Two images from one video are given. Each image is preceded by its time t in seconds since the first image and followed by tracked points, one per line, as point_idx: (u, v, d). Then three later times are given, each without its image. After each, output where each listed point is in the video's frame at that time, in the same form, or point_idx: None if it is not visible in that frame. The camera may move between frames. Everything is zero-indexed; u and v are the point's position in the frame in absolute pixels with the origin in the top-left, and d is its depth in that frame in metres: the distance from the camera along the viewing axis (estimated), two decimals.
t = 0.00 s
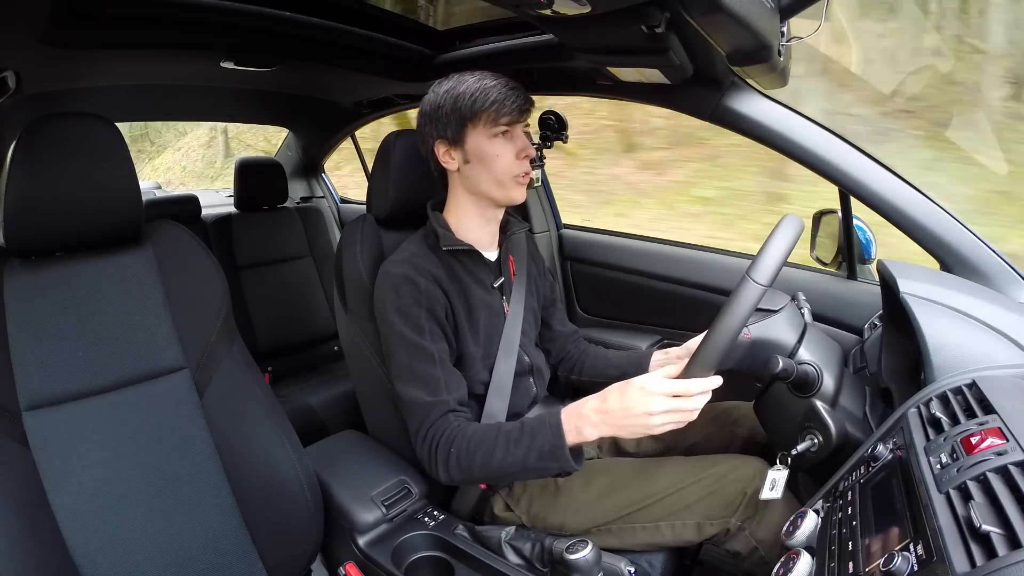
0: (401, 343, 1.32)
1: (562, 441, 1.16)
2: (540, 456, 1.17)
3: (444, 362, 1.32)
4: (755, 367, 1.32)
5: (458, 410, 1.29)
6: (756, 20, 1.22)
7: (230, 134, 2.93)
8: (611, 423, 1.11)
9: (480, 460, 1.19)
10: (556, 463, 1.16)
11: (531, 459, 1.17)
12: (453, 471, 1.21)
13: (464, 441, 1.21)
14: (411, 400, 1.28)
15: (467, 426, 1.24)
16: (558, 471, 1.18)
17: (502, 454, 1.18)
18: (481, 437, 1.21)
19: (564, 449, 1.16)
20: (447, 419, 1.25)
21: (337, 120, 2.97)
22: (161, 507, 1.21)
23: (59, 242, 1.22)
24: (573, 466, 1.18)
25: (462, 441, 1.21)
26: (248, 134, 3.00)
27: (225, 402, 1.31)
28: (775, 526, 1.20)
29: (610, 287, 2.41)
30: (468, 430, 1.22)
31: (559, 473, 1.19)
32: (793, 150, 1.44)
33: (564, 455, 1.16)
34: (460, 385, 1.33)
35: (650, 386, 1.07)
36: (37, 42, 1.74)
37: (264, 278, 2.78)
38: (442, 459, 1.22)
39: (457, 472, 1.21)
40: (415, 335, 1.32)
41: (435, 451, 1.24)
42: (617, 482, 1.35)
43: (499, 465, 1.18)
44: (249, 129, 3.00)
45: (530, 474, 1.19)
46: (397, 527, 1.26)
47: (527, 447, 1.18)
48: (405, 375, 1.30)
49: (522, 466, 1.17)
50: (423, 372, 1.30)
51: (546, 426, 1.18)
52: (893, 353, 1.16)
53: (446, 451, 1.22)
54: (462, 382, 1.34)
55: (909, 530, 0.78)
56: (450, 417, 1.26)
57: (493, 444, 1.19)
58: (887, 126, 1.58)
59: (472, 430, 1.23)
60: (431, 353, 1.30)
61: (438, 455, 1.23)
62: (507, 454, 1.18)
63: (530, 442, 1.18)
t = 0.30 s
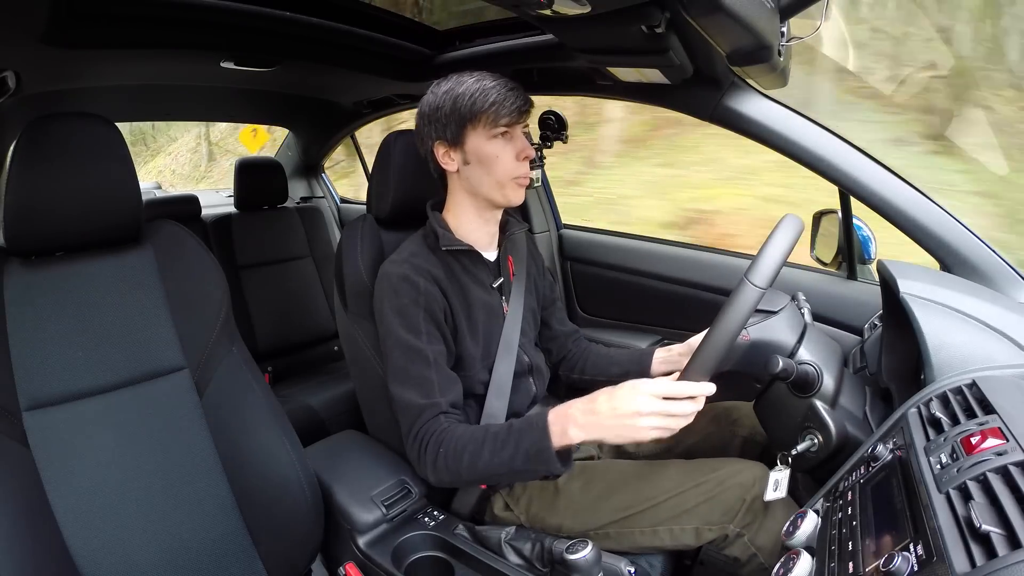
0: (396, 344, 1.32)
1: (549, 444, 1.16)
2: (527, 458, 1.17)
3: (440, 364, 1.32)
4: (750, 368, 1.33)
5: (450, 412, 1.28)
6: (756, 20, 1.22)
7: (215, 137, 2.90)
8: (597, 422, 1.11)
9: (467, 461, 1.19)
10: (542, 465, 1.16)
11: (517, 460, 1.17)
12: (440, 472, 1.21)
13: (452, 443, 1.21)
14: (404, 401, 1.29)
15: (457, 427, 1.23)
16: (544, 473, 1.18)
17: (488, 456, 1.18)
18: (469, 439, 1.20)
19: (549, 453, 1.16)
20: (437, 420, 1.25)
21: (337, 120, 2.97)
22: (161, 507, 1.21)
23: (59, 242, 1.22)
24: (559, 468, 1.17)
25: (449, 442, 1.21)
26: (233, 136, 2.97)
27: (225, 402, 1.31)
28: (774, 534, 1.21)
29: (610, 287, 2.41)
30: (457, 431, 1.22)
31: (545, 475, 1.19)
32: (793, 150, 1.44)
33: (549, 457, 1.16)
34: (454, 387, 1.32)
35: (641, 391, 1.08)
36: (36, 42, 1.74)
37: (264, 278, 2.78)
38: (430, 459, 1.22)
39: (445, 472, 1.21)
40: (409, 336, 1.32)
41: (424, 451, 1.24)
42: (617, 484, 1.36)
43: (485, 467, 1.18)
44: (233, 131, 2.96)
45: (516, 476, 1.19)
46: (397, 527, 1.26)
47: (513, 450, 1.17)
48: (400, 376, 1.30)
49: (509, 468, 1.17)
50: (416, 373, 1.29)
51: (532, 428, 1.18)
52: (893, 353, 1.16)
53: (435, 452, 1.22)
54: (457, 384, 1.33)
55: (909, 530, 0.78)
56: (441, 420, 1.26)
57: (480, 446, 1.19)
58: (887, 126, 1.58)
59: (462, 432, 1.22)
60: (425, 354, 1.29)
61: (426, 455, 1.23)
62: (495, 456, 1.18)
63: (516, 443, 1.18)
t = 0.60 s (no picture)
0: (380, 340, 1.33)
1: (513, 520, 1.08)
2: (469, 503, 1.11)
3: (421, 366, 1.31)
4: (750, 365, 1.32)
5: (422, 419, 1.27)
6: (756, 20, 1.22)
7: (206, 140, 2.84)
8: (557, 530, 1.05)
9: (418, 480, 1.16)
10: (487, 527, 1.09)
11: (460, 508, 1.12)
12: (395, 480, 1.20)
13: (413, 455, 1.19)
14: (379, 395, 1.29)
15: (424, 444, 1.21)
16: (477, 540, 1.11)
17: (439, 490, 1.14)
18: (427, 458, 1.18)
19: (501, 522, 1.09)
20: (404, 423, 1.25)
21: (337, 120, 2.97)
22: (161, 508, 1.21)
23: (59, 242, 1.22)
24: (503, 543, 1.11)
25: (407, 455, 1.20)
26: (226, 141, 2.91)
27: (224, 402, 1.31)
28: (775, 530, 1.19)
29: (610, 286, 2.41)
30: (419, 447, 1.20)
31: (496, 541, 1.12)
32: (793, 150, 1.44)
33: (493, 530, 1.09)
34: (433, 391, 1.31)
35: (582, 533, 0.99)
36: (36, 42, 1.74)
37: (264, 278, 2.78)
38: (390, 463, 1.22)
39: (399, 484, 1.20)
40: (396, 335, 1.32)
41: (387, 451, 1.24)
42: (617, 483, 1.36)
43: (433, 496, 1.14)
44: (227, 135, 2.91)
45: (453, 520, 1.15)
46: (396, 527, 1.25)
47: (464, 489, 1.13)
48: (378, 370, 1.31)
49: (451, 510, 1.12)
50: (395, 371, 1.30)
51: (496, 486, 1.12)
52: (893, 353, 1.16)
53: (396, 460, 1.21)
54: (437, 389, 1.32)
55: (909, 530, 0.78)
56: (412, 437, 1.23)
57: (435, 468, 1.16)
58: (887, 126, 1.58)
59: (428, 457, 1.18)
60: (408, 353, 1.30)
61: (388, 460, 1.23)
62: (446, 493, 1.13)
63: (469, 499, 1.11)
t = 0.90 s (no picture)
0: (377, 342, 1.33)
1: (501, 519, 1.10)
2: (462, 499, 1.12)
3: (417, 368, 1.31)
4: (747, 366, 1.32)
5: (417, 420, 1.27)
6: (755, 20, 1.22)
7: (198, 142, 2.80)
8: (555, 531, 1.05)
9: (410, 477, 1.17)
10: (479, 525, 1.11)
11: (454, 508, 1.12)
12: (389, 480, 1.21)
13: (407, 454, 1.20)
14: (375, 397, 1.29)
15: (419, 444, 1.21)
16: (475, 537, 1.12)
17: (433, 491, 1.14)
18: (419, 455, 1.19)
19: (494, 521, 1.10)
20: (400, 426, 1.25)
21: (337, 120, 2.97)
22: (160, 508, 1.21)
23: (59, 242, 1.22)
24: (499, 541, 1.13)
25: (401, 458, 1.20)
26: (217, 143, 2.87)
27: (223, 402, 1.30)
28: (775, 529, 1.19)
29: (609, 286, 2.41)
30: (412, 446, 1.21)
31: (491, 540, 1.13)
32: (793, 150, 1.44)
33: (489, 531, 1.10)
34: (428, 393, 1.31)
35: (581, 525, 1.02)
36: (36, 42, 1.74)
37: (264, 278, 2.78)
38: (386, 466, 1.22)
39: (393, 483, 1.21)
40: (395, 338, 1.32)
41: (382, 455, 1.24)
42: (617, 482, 1.36)
43: (424, 494, 1.15)
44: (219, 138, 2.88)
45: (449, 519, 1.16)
46: (396, 527, 1.26)
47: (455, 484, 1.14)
48: (375, 373, 1.31)
49: (443, 506, 1.13)
50: (391, 372, 1.30)
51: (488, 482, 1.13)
52: (894, 353, 1.16)
53: (389, 459, 1.22)
54: (433, 391, 1.32)
55: (909, 530, 0.78)
56: (408, 437, 1.23)
57: (427, 468, 1.16)
58: (887, 125, 1.58)
59: (422, 457, 1.19)
60: (403, 355, 1.30)
61: (383, 461, 1.23)
62: (439, 490, 1.14)
63: (465, 497, 1.12)
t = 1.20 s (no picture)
0: (380, 344, 1.31)
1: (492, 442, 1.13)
2: (469, 457, 1.14)
3: (422, 366, 1.30)
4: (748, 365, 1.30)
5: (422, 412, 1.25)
6: (756, 21, 1.22)
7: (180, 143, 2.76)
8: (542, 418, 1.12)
9: (419, 460, 1.17)
10: (483, 464, 1.14)
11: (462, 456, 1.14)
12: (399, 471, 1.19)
13: (411, 439, 1.18)
14: (380, 399, 1.27)
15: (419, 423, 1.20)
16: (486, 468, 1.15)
17: (439, 453, 1.16)
18: (424, 438, 1.17)
19: (488, 455, 1.13)
20: (406, 420, 1.22)
21: (338, 120, 2.97)
22: (160, 508, 1.21)
23: (59, 242, 1.22)
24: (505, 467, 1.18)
25: (406, 444, 1.18)
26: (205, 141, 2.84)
27: (223, 402, 1.30)
28: (775, 529, 1.21)
29: (610, 287, 2.41)
30: (412, 430, 1.19)
31: (494, 474, 1.17)
32: (793, 150, 1.45)
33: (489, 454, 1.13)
34: (433, 390, 1.29)
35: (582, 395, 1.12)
36: (36, 42, 1.74)
37: (264, 278, 2.78)
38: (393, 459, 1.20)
39: (402, 472, 1.19)
40: (398, 337, 1.30)
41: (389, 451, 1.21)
42: (617, 481, 1.35)
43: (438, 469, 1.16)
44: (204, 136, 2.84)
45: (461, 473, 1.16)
46: (396, 527, 1.26)
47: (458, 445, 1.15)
48: (378, 372, 1.29)
49: (455, 470, 1.15)
50: (396, 371, 1.28)
51: (469, 425, 1.15)
52: (894, 353, 1.16)
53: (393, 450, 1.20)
54: (438, 387, 1.31)
55: (909, 530, 0.78)
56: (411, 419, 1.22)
57: (432, 447, 1.16)
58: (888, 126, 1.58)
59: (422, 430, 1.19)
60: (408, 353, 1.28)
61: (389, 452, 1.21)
62: (449, 461, 1.15)
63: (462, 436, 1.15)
